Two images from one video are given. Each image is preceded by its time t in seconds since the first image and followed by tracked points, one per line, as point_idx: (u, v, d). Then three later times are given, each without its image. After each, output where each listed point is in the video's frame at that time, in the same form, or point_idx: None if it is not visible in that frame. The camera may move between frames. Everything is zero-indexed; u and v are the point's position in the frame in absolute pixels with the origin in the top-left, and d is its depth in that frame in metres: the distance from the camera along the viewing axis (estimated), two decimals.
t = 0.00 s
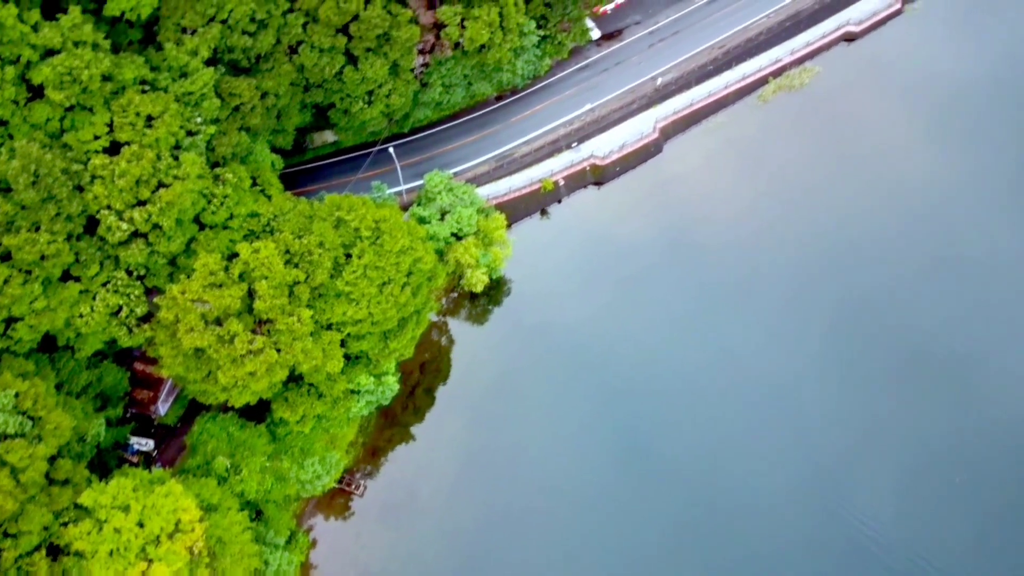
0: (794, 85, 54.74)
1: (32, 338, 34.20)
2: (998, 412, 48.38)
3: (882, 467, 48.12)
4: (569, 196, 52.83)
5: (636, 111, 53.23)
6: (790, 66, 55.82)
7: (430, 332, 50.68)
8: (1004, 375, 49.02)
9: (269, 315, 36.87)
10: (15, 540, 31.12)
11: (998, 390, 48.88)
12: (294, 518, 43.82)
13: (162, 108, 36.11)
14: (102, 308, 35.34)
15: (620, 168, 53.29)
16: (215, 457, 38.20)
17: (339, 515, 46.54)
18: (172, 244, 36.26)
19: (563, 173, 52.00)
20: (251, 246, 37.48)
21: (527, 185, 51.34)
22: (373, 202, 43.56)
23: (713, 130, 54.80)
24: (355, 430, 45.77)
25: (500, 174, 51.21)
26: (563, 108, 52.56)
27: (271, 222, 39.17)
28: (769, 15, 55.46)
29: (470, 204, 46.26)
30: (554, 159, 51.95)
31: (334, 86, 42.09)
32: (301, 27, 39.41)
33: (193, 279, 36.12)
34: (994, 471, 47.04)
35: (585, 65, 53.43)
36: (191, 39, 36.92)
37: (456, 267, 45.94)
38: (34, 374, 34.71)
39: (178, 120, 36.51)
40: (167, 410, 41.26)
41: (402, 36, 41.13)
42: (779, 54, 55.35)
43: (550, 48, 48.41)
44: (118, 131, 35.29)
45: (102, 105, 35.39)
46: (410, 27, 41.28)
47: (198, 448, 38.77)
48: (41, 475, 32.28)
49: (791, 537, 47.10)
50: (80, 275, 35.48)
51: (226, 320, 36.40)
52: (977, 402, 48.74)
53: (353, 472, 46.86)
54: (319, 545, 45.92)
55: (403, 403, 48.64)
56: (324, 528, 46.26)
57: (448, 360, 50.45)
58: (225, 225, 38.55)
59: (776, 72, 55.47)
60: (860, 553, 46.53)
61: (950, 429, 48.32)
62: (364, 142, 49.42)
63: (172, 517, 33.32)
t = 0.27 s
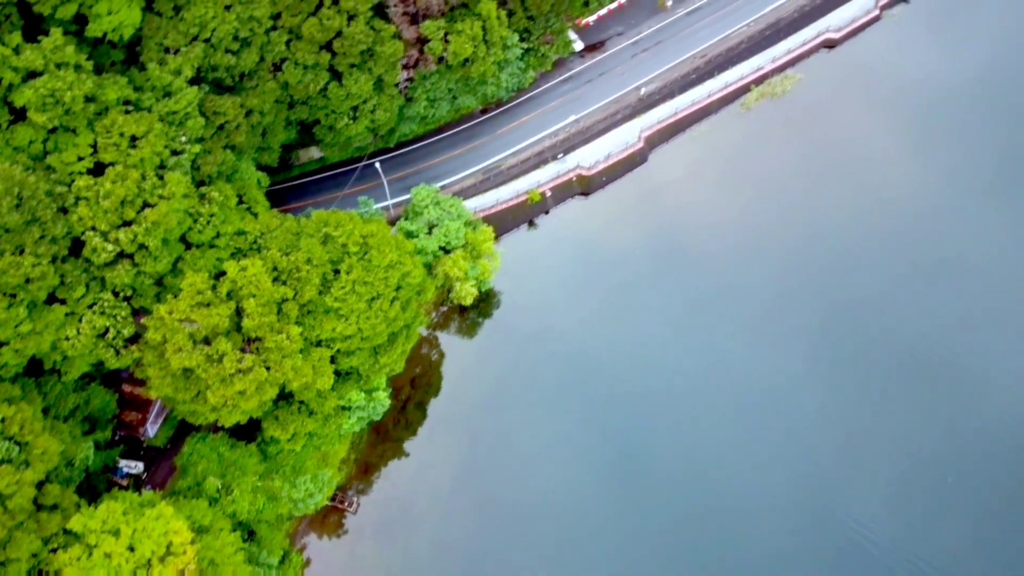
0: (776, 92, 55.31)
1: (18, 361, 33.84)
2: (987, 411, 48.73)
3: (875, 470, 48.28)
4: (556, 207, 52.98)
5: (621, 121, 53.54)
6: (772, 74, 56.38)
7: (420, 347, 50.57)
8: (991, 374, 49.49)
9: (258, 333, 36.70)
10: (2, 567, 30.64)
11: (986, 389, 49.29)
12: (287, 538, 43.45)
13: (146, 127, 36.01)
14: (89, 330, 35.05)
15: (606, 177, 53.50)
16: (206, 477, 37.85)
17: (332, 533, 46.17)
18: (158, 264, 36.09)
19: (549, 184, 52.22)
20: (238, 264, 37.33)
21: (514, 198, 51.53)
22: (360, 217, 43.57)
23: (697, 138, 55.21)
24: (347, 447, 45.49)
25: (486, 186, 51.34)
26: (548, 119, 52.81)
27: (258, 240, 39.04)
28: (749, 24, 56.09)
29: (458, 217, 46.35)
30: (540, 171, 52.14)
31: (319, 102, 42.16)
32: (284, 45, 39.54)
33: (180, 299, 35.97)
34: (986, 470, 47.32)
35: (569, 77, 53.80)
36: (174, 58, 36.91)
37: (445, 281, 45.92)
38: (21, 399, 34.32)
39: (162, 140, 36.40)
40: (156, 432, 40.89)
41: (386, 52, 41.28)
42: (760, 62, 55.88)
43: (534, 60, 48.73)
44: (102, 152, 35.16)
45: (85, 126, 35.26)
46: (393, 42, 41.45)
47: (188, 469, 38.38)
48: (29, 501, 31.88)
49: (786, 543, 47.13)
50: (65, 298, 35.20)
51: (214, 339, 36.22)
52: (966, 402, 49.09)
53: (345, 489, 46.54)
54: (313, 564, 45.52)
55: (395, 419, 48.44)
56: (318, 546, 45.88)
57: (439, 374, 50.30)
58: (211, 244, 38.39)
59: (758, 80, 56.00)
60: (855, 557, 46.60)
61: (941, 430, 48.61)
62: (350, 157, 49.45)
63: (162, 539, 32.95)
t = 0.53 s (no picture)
0: (757, 100, 56.03)
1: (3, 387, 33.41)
2: (974, 409, 49.29)
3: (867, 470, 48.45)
4: (543, 218, 53.26)
5: (605, 131, 53.83)
6: (752, 81, 57.08)
7: (410, 361, 50.45)
8: (975, 372, 50.08)
9: (246, 352, 36.51)
10: None
11: (972, 387, 49.82)
12: (280, 557, 43.05)
13: (130, 148, 35.86)
14: (74, 353, 34.72)
15: (592, 188, 53.97)
16: (196, 499, 37.47)
17: (326, 552, 45.78)
18: (144, 284, 35.85)
19: (535, 196, 52.48)
20: (225, 283, 37.15)
21: (500, 210, 51.72)
22: (347, 233, 43.56)
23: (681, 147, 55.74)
24: (339, 464, 45.19)
25: (473, 199, 51.46)
26: (532, 131, 53.05)
27: (245, 258, 38.85)
28: (728, 32, 56.71)
29: (444, 230, 46.41)
30: (526, 183, 52.35)
31: (303, 119, 42.21)
32: (266, 62, 39.62)
33: (167, 319, 35.73)
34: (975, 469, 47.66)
35: (552, 88, 54.14)
36: (156, 79, 36.83)
37: (433, 294, 45.88)
38: (6, 424, 33.88)
39: (146, 160, 36.25)
40: (145, 455, 40.44)
41: (369, 67, 41.46)
42: (741, 70, 56.53)
43: (517, 73, 49.03)
44: (85, 174, 34.95)
45: (67, 148, 35.06)
46: (376, 58, 41.59)
47: (178, 491, 37.94)
48: (16, 528, 31.43)
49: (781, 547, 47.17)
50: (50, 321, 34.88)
51: (202, 359, 36.01)
52: (953, 401, 49.58)
53: (338, 506, 46.21)
54: None
55: (386, 434, 48.17)
56: (311, 565, 45.48)
57: (430, 388, 50.14)
58: (197, 263, 38.18)
59: (739, 88, 56.65)
60: (850, 560, 46.68)
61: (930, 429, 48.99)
62: (335, 173, 49.46)
63: (153, 564, 32.52)
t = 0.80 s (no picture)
0: (745, 110, 56.59)
1: None
2: (965, 412, 49.53)
3: (862, 476, 48.46)
4: (534, 230, 53.47)
5: (595, 143, 54.07)
6: (740, 91, 57.60)
7: (404, 375, 50.33)
8: (966, 376, 50.37)
9: (238, 369, 36.36)
10: None
11: (963, 391, 50.07)
12: None
13: (119, 166, 35.81)
14: (65, 373, 34.50)
15: (582, 199, 54.28)
16: (189, 518, 37.05)
17: (321, 569, 45.43)
18: (135, 302, 35.70)
19: (526, 208, 52.67)
20: (216, 300, 37.03)
21: (492, 222, 51.85)
22: (338, 248, 43.57)
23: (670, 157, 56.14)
24: (333, 480, 44.91)
25: (464, 212, 51.53)
26: (522, 144, 53.24)
27: (236, 274, 38.75)
28: (715, 43, 57.21)
29: (436, 243, 46.44)
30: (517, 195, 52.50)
31: (293, 135, 42.29)
32: (256, 79, 39.84)
33: (158, 337, 35.56)
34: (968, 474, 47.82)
35: (541, 101, 54.46)
36: (145, 96, 36.84)
37: (426, 308, 45.85)
38: None
39: (136, 177, 36.19)
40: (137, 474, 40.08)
41: (358, 82, 41.63)
42: (728, 80, 57.03)
43: (506, 86, 49.35)
44: (74, 192, 34.87)
45: (56, 167, 34.97)
46: (365, 73, 41.76)
47: (171, 510, 37.55)
48: (7, 551, 31.09)
49: (778, 555, 47.07)
50: (40, 340, 34.70)
51: (194, 377, 35.84)
52: (945, 404, 49.81)
53: (333, 523, 45.91)
54: None
55: (381, 449, 47.96)
56: None
57: (424, 402, 50.02)
58: (188, 280, 38.06)
59: (727, 98, 57.16)
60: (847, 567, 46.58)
61: (923, 433, 49.14)
62: (326, 189, 49.49)
63: None
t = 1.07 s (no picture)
0: (734, 120, 57.20)
1: None
2: (958, 416, 49.78)
3: (858, 482, 48.49)
4: (526, 242, 53.61)
5: (586, 154, 54.31)
6: (729, 101, 58.13)
7: (398, 390, 50.21)
8: (958, 380, 50.64)
9: (231, 385, 36.20)
10: None
11: (955, 395, 50.32)
12: None
13: (110, 183, 35.74)
14: (56, 392, 34.26)
15: (574, 211, 54.56)
16: (183, 537, 36.69)
17: None
18: (126, 320, 35.54)
19: (518, 220, 52.83)
20: (208, 316, 36.90)
21: (484, 235, 51.95)
22: (331, 263, 43.56)
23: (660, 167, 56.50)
24: (328, 496, 44.62)
25: (456, 225, 51.58)
26: (513, 156, 53.42)
27: (228, 290, 38.63)
28: (703, 54, 57.68)
29: (429, 257, 46.50)
30: (509, 207, 52.62)
31: (284, 150, 42.33)
32: (246, 95, 39.94)
33: (150, 354, 35.37)
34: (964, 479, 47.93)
35: (531, 113, 54.74)
36: (135, 113, 36.83)
37: (419, 321, 45.82)
38: None
39: (126, 195, 36.14)
40: (130, 493, 39.69)
41: (349, 97, 41.75)
42: (717, 91, 57.53)
43: (497, 99, 49.59)
44: (65, 211, 34.78)
45: (46, 185, 34.88)
46: (356, 87, 41.88)
47: (164, 529, 37.14)
48: None
49: (776, 564, 46.95)
50: (31, 360, 34.50)
51: (187, 394, 35.65)
52: (939, 409, 49.99)
53: (328, 539, 45.59)
54: None
55: (376, 464, 47.75)
56: None
57: (418, 416, 49.88)
58: (180, 297, 37.92)
59: (716, 109, 57.68)
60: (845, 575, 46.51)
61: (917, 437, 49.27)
62: (318, 204, 49.53)
63: None
